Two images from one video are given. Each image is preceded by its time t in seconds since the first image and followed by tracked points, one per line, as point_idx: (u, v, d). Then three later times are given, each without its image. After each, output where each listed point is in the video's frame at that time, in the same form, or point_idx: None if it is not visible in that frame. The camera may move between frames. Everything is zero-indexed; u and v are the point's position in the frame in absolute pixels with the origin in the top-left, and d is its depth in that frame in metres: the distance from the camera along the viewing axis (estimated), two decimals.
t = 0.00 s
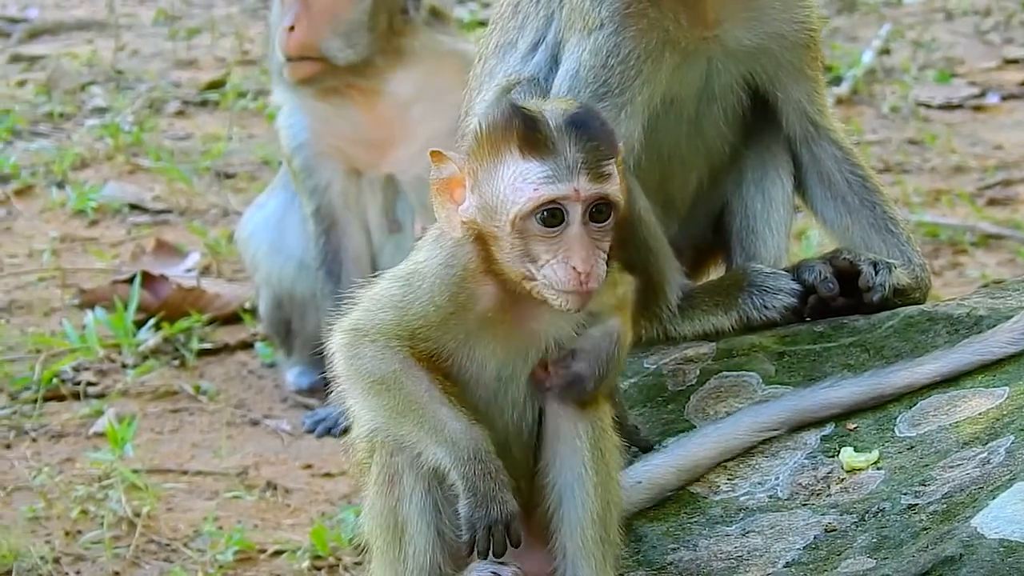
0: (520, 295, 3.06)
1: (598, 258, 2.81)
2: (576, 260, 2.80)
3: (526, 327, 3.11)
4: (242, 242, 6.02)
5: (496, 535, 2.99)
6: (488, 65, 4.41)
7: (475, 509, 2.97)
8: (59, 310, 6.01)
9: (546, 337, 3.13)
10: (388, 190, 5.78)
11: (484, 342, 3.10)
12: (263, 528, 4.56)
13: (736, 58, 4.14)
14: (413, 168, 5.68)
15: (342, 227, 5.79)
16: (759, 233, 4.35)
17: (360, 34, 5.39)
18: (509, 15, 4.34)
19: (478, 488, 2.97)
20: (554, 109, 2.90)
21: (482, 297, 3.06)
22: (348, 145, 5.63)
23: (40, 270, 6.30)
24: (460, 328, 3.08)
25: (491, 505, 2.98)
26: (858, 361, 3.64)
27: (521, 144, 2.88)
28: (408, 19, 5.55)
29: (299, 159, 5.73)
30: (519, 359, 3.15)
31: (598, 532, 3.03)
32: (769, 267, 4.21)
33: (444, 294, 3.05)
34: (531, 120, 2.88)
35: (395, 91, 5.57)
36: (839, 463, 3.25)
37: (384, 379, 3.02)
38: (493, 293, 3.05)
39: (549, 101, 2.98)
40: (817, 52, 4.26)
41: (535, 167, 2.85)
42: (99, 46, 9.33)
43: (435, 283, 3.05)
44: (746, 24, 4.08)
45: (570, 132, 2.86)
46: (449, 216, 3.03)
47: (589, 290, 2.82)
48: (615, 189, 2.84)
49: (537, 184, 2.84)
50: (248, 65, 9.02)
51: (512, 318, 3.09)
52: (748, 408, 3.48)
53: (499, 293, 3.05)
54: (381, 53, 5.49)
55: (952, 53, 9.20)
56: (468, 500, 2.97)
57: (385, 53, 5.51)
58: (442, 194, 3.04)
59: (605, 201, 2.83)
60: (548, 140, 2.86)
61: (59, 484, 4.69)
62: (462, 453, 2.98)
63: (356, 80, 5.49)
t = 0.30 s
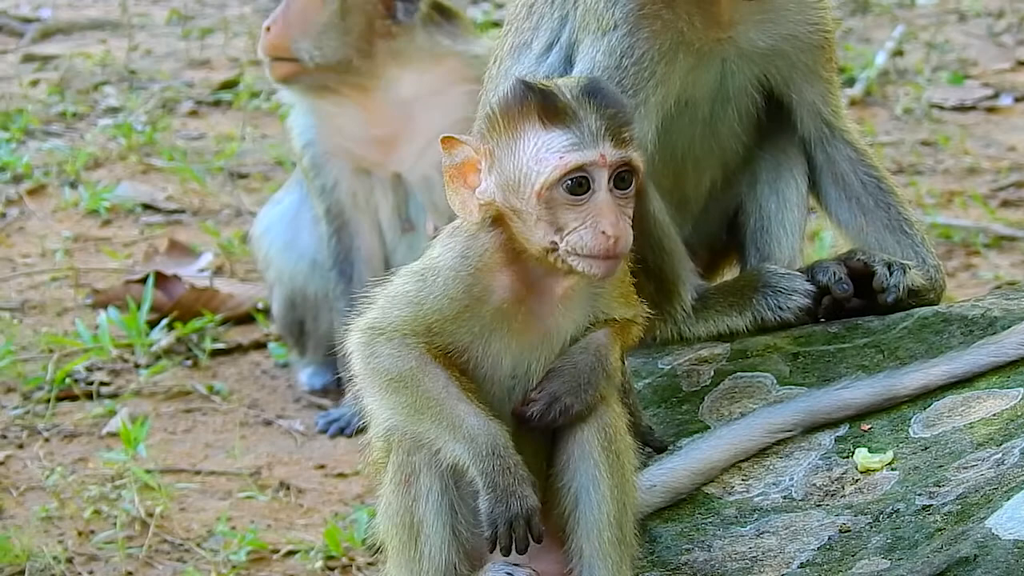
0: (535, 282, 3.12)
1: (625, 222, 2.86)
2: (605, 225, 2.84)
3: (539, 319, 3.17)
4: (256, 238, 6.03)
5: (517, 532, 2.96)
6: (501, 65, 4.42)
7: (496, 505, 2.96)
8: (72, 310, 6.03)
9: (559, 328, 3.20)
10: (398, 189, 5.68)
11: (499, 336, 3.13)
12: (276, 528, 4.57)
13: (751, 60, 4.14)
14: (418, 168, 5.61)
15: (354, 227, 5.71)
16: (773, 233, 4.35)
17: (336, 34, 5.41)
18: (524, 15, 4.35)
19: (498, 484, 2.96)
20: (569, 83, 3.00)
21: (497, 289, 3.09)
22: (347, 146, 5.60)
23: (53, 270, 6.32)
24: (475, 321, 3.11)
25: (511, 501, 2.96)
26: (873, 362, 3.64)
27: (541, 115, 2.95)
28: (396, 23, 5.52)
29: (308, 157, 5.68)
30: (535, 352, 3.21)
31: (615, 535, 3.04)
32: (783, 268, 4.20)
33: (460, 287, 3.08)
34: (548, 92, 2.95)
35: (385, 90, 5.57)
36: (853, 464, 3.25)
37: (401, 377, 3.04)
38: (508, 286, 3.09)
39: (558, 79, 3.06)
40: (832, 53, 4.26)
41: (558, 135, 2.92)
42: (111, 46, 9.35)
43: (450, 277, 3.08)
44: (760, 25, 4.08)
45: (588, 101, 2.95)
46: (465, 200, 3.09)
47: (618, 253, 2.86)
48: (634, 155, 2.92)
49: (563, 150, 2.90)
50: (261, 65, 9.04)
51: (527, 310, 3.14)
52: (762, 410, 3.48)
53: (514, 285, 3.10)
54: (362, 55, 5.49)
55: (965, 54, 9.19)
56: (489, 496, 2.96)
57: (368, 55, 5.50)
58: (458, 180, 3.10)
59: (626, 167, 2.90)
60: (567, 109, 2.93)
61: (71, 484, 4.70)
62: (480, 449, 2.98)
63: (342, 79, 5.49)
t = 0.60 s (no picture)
0: (563, 270, 3.17)
1: (605, 217, 2.88)
2: (580, 220, 2.88)
3: (568, 310, 3.23)
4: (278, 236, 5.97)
5: (553, 517, 3.00)
6: (529, 61, 4.47)
7: (530, 489, 3.00)
8: (94, 308, 6.05)
9: (588, 321, 3.25)
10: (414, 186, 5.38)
11: (530, 323, 3.20)
12: (298, 527, 4.58)
13: (780, 60, 4.15)
14: (437, 163, 5.31)
15: (374, 227, 5.46)
16: (802, 231, 4.34)
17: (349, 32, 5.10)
18: (553, 12, 4.39)
19: (531, 466, 3.00)
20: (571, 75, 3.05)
21: (526, 276, 3.16)
22: (364, 143, 5.32)
23: (75, 268, 6.34)
24: (505, 309, 3.18)
25: (545, 486, 3.00)
26: (901, 361, 3.63)
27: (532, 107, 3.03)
28: (409, 23, 5.16)
29: (326, 155, 5.43)
30: (563, 344, 3.27)
31: (646, 533, 3.04)
32: (811, 266, 4.19)
33: (490, 274, 3.16)
34: (546, 84, 3.03)
35: (399, 87, 5.23)
36: (882, 463, 3.24)
37: (434, 366, 3.12)
38: (537, 271, 3.16)
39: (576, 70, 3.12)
40: (860, 51, 4.25)
41: (542, 129, 2.98)
42: (132, 44, 9.38)
43: (480, 265, 3.17)
44: (789, 24, 4.08)
45: (579, 95, 2.99)
46: (490, 184, 3.20)
47: (597, 247, 2.89)
48: (616, 151, 2.94)
49: (544, 144, 2.97)
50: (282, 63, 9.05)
51: (556, 300, 3.20)
52: (789, 408, 3.47)
53: (543, 271, 3.16)
54: (374, 52, 5.15)
55: (987, 53, 9.15)
56: (523, 480, 3.00)
57: (380, 52, 5.16)
58: (485, 167, 3.21)
59: (607, 163, 2.93)
60: (557, 103, 2.99)
61: (94, 482, 4.72)
62: (514, 433, 3.03)
63: (355, 74, 5.18)
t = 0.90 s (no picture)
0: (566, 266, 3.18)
1: (575, 222, 2.96)
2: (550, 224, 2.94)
3: (576, 308, 3.24)
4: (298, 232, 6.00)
5: (563, 511, 3.02)
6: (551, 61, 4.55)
7: (539, 484, 3.01)
8: (113, 306, 6.08)
9: (594, 318, 3.25)
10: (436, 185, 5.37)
11: (534, 319, 3.23)
12: (318, 525, 4.60)
13: (798, 56, 4.15)
14: (457, 160, 5.29)
15: (396, 224, 5.48)
16: (821, 228, 4.34)
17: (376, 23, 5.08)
18: (574, 11, 4.46)
19: (539, 462, 3.02)
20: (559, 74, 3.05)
21: (527, 272, 3.19)
22: (383, 139, 5.33)
23: (94, 266, 6.37)
24: (509, 306, 3.22)
25: (553, 480, 3.01)
26: (921, 358, 3.63)
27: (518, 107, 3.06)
28: (431, 23, 5.14)
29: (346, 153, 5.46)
30: (569, 339, 3.28)
31: (664, 533, 3.05)
32: (831, 263, 4.19)
33: (491, 272, 3.21)
34: (534, 84, 3.05)
35: (419, 85, 5.24)
36: (903, 459, 3.24)
37: (441, 367, 3.18)
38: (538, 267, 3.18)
39: (573, 66, 3.13)
40: (880, 47, 4.24)
41: (521, 131, 3.01)
42: (150, 42, 9.41)
43: (482, 264, 3.22)
44: (807, 20, 4.07)
45: (558, 99, 3.00)
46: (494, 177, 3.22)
47: (567, 252, 2.97)
48: (587, 156, 2.97)
49: (519, 147, 3.00)
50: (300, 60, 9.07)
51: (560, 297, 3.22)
52: (809, 405, 3.46)
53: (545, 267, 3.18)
54: (394, 48, 5.15)
55: (1005, 49, 9.13)
56: (532, 476, 3.02)
57: (400, 49, 5.15)
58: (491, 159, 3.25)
59: (577, 168, 2.96)
60: (537, 105, 3.02)
61: (114, 481, 4.74)
62: (521, 429, 3.06)
63: (375, 67, 5.17)
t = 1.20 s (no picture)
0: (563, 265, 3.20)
1: (553, 227, 2.96)
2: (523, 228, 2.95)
3: (573, 307, 3.24)
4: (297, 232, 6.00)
5: (562, 507, 3.02)
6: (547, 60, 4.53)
7: (537, 482, 3.02)
8: (113, 306, 6.07)
9: (591, 319, 3.25)
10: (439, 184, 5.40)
11: (531, 319, 3.24)
12: (319, 525, 4.60)
13: (793, 55, 4.15)
14: (458, 158, 5.32)
15: (396, 224, 5.47)
16: (822, 228, 4.34)
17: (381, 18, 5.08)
18: (570, 11, 4.44)
19: (537, 459, 3.03)
20: (554, 76, 3.06)
21: (523, 271, 3.21)
22: (382, 137, 5.33)
23: (93, 266, 6.36)
24: (506, 305, 3.23)
25: (551, 477, 3.01)
26: (921, 357, 3.63)
27: (512, 108, 3.07)
28: (437, 22, 5.15)
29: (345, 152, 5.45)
30: (567, 339, 3.28)
31: (664, 533, 3.04)
32: (831, 263, 4.19)
33: (488, 272, 3.23)
34: (528, 85, 3.06)
35: (419, 83, 5.26)
36: (903, 459, 3.24)
37: (438, 365, 3.19)
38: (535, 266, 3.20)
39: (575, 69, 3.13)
40: (876, 45, 4.24)
41: (508, 134, 3.03)
42: (149, 41, 9.41)
43: (480, 264, 3.25)
44: (802, 19, 4.08)
45: (548, 103, 3.01)
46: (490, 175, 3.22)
47: (542, 257, 2.97)
48: (565, 165, 2.98)
49: (504, 150, 3.02)
50: (300, 60, 9.06)
51: (557, 296, 3.22)
52: (810, 405, 3.46)
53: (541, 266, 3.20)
54: (396, 44, 5.15)
55: (1004, 48, 9.13)
56: (530, 473, 3.02)
57: (403, 44, 5.16)
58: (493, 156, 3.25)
59: (557, 176, 2.98)
60: (525, 109, 3.03)
61: (113, 481, 4.74)
62: (517, 425, 3.07)
63: (377, 61, 5.17)
